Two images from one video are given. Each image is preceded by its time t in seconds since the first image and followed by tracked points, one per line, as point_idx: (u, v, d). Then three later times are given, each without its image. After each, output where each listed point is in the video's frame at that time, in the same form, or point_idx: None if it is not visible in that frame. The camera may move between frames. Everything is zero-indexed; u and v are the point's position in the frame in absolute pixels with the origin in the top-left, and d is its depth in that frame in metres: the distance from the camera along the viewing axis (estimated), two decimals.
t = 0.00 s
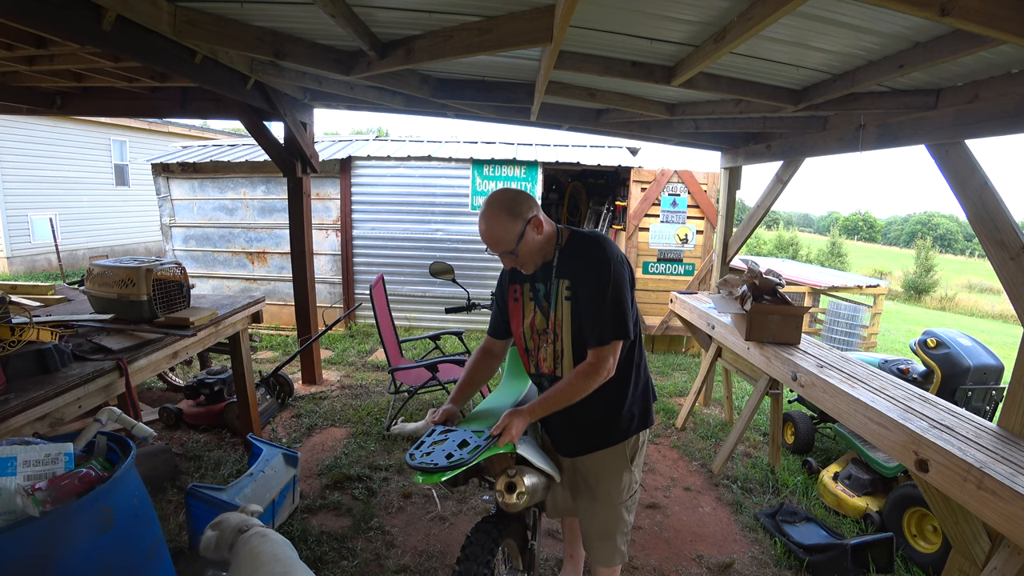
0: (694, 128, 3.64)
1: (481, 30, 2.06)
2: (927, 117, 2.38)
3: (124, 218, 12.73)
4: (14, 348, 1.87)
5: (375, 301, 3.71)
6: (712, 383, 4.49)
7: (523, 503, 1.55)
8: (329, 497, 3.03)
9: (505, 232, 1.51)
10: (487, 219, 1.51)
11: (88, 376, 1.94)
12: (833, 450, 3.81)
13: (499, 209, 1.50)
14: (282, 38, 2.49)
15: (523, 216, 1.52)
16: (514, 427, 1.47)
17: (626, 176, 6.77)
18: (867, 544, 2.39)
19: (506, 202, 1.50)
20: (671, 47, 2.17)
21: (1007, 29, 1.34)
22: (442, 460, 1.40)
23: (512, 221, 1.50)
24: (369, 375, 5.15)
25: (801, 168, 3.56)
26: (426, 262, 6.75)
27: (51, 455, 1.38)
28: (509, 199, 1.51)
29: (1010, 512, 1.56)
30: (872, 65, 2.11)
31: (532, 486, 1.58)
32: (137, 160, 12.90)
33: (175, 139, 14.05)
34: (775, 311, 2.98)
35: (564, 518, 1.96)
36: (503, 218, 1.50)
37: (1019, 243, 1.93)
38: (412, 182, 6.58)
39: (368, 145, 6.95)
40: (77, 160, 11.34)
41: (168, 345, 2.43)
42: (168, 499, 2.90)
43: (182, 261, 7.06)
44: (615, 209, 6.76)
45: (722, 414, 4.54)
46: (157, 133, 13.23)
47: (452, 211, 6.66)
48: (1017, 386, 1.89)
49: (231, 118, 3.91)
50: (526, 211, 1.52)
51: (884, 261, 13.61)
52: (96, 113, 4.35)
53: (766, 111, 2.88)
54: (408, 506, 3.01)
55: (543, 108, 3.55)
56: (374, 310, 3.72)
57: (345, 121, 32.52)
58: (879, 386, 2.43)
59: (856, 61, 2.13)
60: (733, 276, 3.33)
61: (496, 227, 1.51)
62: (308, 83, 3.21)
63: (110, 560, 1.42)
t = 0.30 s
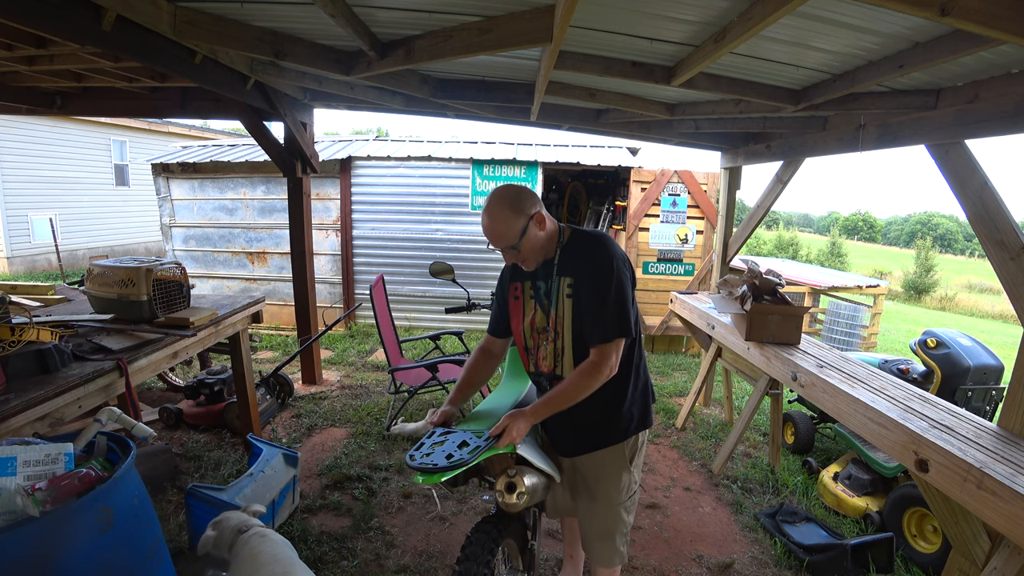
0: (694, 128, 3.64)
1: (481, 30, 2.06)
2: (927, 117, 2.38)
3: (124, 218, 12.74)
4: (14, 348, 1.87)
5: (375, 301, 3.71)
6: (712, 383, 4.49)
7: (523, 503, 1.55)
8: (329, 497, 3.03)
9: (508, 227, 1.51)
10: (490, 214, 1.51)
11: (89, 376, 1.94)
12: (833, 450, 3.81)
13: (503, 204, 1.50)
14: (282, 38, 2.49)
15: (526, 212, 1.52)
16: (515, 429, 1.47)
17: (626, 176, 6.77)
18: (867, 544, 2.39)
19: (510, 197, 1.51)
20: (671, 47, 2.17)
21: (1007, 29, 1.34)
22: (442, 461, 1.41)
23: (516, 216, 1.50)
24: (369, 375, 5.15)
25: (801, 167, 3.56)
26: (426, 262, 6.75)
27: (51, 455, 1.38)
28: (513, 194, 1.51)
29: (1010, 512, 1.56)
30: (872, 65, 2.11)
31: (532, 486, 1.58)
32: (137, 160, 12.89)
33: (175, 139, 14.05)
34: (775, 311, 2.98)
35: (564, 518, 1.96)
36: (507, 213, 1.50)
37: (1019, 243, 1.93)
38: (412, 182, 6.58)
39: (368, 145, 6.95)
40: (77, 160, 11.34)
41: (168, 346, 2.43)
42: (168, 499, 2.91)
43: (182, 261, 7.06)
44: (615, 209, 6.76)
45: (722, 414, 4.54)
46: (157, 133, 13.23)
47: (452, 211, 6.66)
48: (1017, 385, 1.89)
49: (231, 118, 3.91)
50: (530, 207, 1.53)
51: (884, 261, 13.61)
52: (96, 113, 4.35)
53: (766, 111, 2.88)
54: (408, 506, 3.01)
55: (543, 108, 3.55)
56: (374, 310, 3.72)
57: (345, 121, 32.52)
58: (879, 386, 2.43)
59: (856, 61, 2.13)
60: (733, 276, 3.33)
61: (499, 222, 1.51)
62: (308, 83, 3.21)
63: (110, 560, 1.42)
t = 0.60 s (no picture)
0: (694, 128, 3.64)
1: (481, 30, 2.06)
2: (927, 117, 2.38)
3: (124, 218, 12.74)
4: (14, 348, 1.87)
5: (375, 301, 3.71)
6: (712, 383, 4.49)
7: (523, 503, 1.55)
8: (328, 497, 3.03)
9: (514, 217, 1.52)
10: (496, 203, 1.52)
11: (89, 376, 1.94)
12: (833, 450, 3.81)
13: (509, 192, 1.52)
14: (282, 38, 2.49)
15: (533, 202, 1.54)
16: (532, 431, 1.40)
17: (626, 176, 6.77)
18: (866, 544, 2.40)
19: (516, 187, 1.53)
20: (671, 47, 2.17)
21: (1007, 29, 1.34)
22: (442, 460, 1.42)
23: (524, 206, 1.51)
24: (369, 375, 5.15)
25: (801, 168, 3.56)
26: (426, 262, 6.75)
27: (51, 455, 1.38)
28: (519, 185, 1.54)
29: (1009, 512, 1.56)
30: (872, 65, 2.11)
31: (532, 486, 1.58)
32: (137, 160, 12.89)
33: (175, 139, 14.05)
34: (774, 311, 2.98)
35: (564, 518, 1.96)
36: (513, 201, 1.51)
37: (1019, 243, 1.93)
38: (412, 182, 6.58)
39: (368, 145, 6.95)
40: (77, 160, 11.35)
41: (168, 345, 2.43)
42: (168, 499, 2.90)
43: (182, 261, 7.05)
44: (615, 209, 6.77)
45: (722, 414, 4.54)
46: (157, 133, 13.24)
47: (452, 211, 6.65)
48: (1017, 385, 1.89)
49: (231, 119, 3.91)
50: (537, 199, 1.54)
51: (884, 261, 13.61)
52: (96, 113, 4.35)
53: (766, 111, 2.88)
54: (408, 506, 3.01)
55: (543, 108, 3.55)
56: (374, 310, 3.72)
57: (345, 121, 32.52)
58: (879, 386, 2.43)
59: (856, 61, 2.13)
60: (733, 276, 3.33)
61: (506, 212, 1.52)
62: (308, 83, 3.21)
63: (111, 560, 1.42)
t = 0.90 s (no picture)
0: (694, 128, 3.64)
1: (481, 30, 2.06)
2: (927, 117, 2.38)
3: (124, 218, 12.75)
4: (14, 348, 1.87)
5: (375, 301, 3.71)
6: (712, 383, 4.49)
7: (523, 503, 1.55)
8: (328, 497, 3.03)
9: (525, 205, 1.55)
10: (508, 190, 1.55)
11: (89, 376, 1.94)
12: (833, 450, 3.81)
13: (522, 180, 1.56)
14: (282, 38, 2.49)
15: (544, 191, 1.57)
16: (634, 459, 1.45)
17: (626, 176, 6.77)
18: (867, 544, 2.40)
19: (529, 176, 1.57)
20: (671, 47, 2.17)
21: (1007, 29, 1.34)
22: (442, 460, 1.43)
23: (534, 194, 1.55)
24: (369, 375, 5.15)
25: (801, 168, 3.56)
26: (425, 262, 6.75)
27: (51, 455, 1.39)
28: (532, 174, 1.58)
29: (1010, 512, 1.56)
30: (872, 65, 2.11)
31: (533, 486, 1.58)
32: (137, 160, 12.89)
33: (175, 139, 14.04)
34: (774, 311, 2.98)
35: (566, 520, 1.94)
36: (525, 189, 1.54)
37: (1019, 243, 1.93)
38: (412, 182, 6.58)
39: (368, 145, 6.96)
40: (77, 160, 11.35)
41: (168, 345, 2.43)
42: (168, 499, 2.90)
43: (182, 261, 7.05)
44: (615, 209, 6.76)
45: (722, 414, 4.54)
46: (156, 133, 13.23)
47: (452, 212, 6.66)
48: (1017, 385, 1.89)
49: (231, 119, 3.91)
50: (548, 188, 1.58)
51: (885, 261, 13.61)
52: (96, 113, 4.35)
53: (766, 111, 2.88)
54: (408, 506, 3.01)
55: (543, 108, 3.55)
56: (374, 310, 3.72)
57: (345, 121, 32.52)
58: (879, 386, 2.43)
59: (856, 61, 2.13)
60: (733, 276, 3.33)
61: (517, 200, 1.55)
62: (308, 83, 3.21)
63: (111, 560, 1.42)
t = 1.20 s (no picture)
0: (694, 128, 3.64)
1: (481, 30, 2.06)
2: (927, 117, 2.37)
3: (124, 218, 12.75)
4: (14, 348, 1.87)
5: (375, 301, 3.72)
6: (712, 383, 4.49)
7: (523, 503, 1.55)
8: (328, 497, 3.03)
9: (551, 203, 1.53)
10: (536, 189, 1.54)
11: (89, 376, 1.94)
12: (833, 450, 3.81)
13: (549, 179, 1.53)
14: (282, 38, 2.49)
15: (573, 191, 1.54)
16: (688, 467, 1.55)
17: (626, 176, 6.77)
18: (866, 544, 2.41)
19: (557, 173, 1.54)
20: (671, 47, 2.17)
21: (1007, 29, 1.34)
22: (442, 460, 1.43)
23: (562, 193, 1.52)
24: (369, 375, 5.15)
25: (801, 167, 3.57)
26: (425, 262, 6.75)
27: (51, 455, 1.39)
28: (560, 171, 1.55)
29: (1009, 512, 1.56)
30: (872, 65, 2.11)
31: (532, 486, 1.58)
32: (137, 160, 12.90)
33: (175, 139, 14.04)
34: (774, 311, 2.98)
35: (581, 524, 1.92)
36: (552, 188, 1.52)
37: (1019, 243, 1.93)
38: (412, 182, 6.58)
39: (368, 145, 6.96)
40: (77, 160, 11.35)
41: (168, 346, 2.43)
42: (168, 499, 2.90)
43: (182, 261, 7.05)
44: (615, 209, 6.77)
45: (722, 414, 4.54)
46: (156, 133, 13.23)
47: (452, 212, 6.66)
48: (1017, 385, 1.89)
49: (231, 119, 3.90)
50: (578, 188, 1.54)
51: (885, 261, 13.61)
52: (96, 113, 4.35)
53: (766, 111, 2.88)
54: (408, 506, 3.01)
55: (543, 109, 3.55)
56: (374, 310, 3.72)
57: (345, 121, 32.51)
58: (879, 386, 2.43)
59: (856, 61, 2.13)
60: (733, 276, 3.33)
61: (544, 198, 1.53)
62: (308, 83, 3.21)
63: (110, 560, 1.42)
